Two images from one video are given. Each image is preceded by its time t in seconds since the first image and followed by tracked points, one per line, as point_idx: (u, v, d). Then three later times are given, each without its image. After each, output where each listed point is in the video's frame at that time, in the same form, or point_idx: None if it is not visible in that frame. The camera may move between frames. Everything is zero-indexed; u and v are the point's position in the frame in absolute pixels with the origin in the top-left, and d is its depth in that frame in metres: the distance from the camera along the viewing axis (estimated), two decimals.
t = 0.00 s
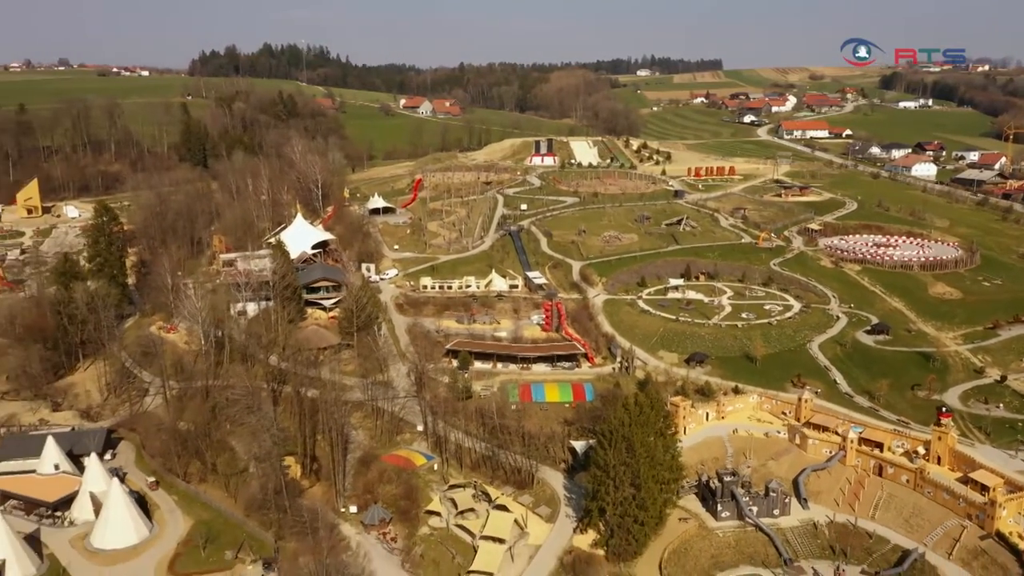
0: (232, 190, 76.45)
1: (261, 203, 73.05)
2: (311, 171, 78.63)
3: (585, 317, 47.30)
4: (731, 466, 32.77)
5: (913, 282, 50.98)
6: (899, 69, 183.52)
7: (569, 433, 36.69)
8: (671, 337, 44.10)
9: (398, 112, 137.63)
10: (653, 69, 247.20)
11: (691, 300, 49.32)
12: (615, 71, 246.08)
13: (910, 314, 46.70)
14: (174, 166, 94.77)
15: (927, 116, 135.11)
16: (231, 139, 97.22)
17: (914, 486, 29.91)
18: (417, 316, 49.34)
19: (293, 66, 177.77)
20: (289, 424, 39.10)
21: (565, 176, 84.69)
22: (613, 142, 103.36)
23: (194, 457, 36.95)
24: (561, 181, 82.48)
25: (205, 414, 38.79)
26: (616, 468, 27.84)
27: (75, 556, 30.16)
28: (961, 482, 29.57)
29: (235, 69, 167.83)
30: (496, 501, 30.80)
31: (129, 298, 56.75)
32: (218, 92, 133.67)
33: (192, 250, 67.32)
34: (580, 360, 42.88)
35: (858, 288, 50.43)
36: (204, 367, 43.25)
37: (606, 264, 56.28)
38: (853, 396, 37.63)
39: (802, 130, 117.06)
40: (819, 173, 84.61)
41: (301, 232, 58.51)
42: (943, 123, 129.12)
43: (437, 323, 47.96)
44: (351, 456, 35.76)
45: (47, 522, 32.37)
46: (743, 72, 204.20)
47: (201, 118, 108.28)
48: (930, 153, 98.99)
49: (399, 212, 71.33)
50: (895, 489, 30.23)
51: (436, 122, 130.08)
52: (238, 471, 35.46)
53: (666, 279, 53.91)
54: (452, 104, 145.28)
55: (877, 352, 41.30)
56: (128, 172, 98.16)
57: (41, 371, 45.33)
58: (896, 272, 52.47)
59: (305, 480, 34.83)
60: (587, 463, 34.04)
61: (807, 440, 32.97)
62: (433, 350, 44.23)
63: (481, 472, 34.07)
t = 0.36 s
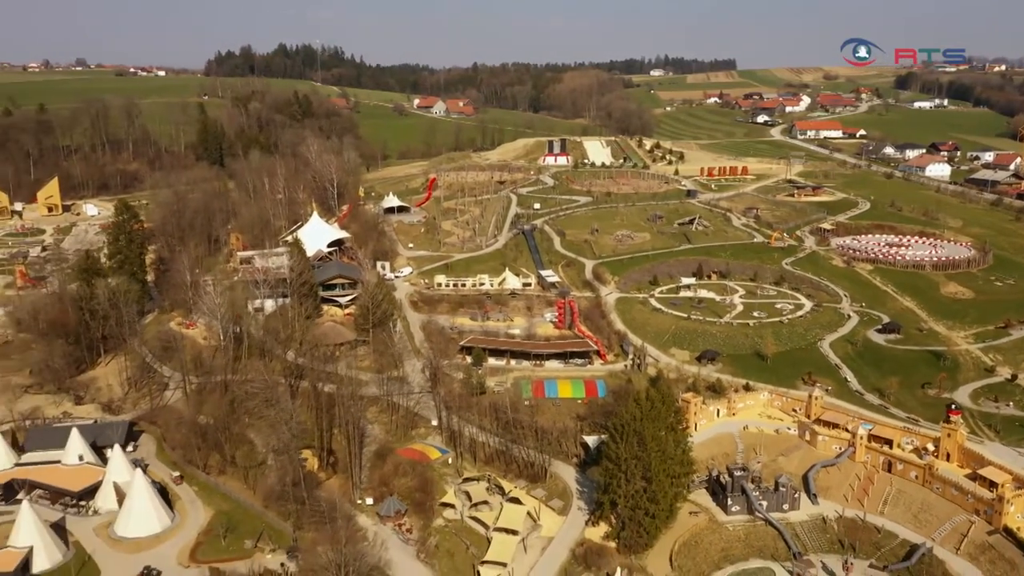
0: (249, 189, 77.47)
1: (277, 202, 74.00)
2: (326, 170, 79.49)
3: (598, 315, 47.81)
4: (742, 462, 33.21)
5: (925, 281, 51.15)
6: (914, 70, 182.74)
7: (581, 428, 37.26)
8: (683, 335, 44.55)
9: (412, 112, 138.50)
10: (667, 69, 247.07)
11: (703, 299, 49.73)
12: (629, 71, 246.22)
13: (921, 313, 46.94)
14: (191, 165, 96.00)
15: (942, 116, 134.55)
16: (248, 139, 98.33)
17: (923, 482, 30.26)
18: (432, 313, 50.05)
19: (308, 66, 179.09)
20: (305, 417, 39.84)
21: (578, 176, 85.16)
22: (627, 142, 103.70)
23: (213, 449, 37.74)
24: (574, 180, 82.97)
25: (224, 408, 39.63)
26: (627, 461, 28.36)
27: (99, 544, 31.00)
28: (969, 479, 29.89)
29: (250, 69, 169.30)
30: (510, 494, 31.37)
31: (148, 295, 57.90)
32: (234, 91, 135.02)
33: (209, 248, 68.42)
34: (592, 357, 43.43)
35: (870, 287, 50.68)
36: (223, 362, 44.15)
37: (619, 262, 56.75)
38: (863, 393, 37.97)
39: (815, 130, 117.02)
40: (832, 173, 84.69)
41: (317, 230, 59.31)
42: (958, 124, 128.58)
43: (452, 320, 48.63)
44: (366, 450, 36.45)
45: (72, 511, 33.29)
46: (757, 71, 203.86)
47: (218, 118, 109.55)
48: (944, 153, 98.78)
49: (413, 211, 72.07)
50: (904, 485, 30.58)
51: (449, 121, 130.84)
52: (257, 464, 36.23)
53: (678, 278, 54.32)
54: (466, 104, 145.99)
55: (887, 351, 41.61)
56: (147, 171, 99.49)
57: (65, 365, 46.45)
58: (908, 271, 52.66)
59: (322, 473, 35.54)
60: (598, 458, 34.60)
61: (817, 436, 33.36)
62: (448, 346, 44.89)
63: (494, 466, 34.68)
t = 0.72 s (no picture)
0: (265, 187, 78.42)
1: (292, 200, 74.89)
2: (341, 169, 80.32)
3: (610, 313, 48.30)
4: (751, 458, 33.66)
5: (937, 280, 51.32)
6: (929, 70, 181.94)
7: (593, 424, 37.79)
8: (694, 332, 44.97)
9: (425, 112, 139.30)
10: (680, 69, 246.94)
11: (715, 297, 50.11)
12: (642, 71, 246.34)
13: (932, 312, 47.16)
14: (208, 164, 97.14)
15: (957, 117, 133.99)
16: (263, 138, 99.38)
17: (931, 478, 30.59)
18: (445, 310, 50.67)
19: (322, 66, 180.37)
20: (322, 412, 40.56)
21: (591, 175, 85.61)
22: (639, 142, 104.05)
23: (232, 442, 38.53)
24: (586, 180, 83.43)
25: (243, 402, 40.43)
26: (638, 455, 28.86)
27: (122, 532, 31.81)
28: (978, 476, 30.17)
29: (265, 69, 170.76)
30: (522, 487, 31.97)
31: (167, 291, 58.88)
32: (250, 91, 136.27)
33: (226, 245, 69.40)
34: (604, 354, 43.93)
35: (881, 287, 50.89)
36: (241, 357, 44.99)
37: (631, 261, 57.20)
38: (873, 391, 38.27)
39: (829, 130, 116.93)
40: (845, 173, 84.71)
41: (332, 228, 60.04)
42: (973, 124, 128.05)
43: (465, 317, 49.25)
44: (381, 443, 37.11)
45: (96, 500, 34.15)
46: (770, 71, 203.49)
47: (234, 117, 110.75)
48: (958, 153, 98.58)
49: (427, 210, 72.76)
50: (913, 481, 30.92)
51: (463, 121, 131.50)
52: (274, 456, 36.96)
53: (690, 277, 54.69)
54: (479, 104, 146.68)
55: (898, 349, 41.88)
56: (164, 170, 100.72)
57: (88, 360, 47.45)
58: (920, 271, 52.84)
59: (338, 466, 36.22)
60: (610, 453, 35.13)
61: (827, 433, 33.74)
62: (461, 342, 45.50)
63: (507, 460, 35.25)
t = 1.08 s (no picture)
0: (280, 186, 79.35)
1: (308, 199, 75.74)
2: (356, 169, 81.12)
3: (622, 311, 48.76)
4: (761, 454, 34.08)
5: (948, 280, 51.45)
6: (944, 70, 181.08)
7: (604, 419, 38.30)
8: (705, 330, 45.43)
9: (439, 112, 140.09)
10: (693, 69, 246.68)
11: (726, 296, 50.49)
12: (655, 71, 246.37)
13: (944, 312, 47.35)
14: (223, 163, 98.26)
15: (972, 117, 133.36)
16: (278, 137, 100.38)
17: (940, 474, 30.92)
18: (459, 308, 51.32)
19: (336, 66, 181.50)
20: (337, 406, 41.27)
21: (603, 175, 86.05)
22: (652, 142, 104.34)
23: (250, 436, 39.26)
24: (599, 179, 83.86)
25: (260, 396, 41.19)
26: (649, 449, 29.36)
27: (144, 522, 32.62)
28: (986, 472, 30.48)
29: (279, 69, 172.13)
30: (535, 480, 32.53)
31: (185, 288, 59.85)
32: (265, 91, 137.47)
33: (242, 243, 70.34)
34: (616, 351, 44.44)
35: (892, 286, 51.13)
36: (258, 353, 45.79)
37: (643, 260, 57.63)
38: (883, 389, 38.61)
39: (842, 130, 116.80)
40: (858, 173, 84.69)
41: (347, 226, 60.78)
42: (988, 124, 127.45)
43: (479, 315, 49.85)
44: (396, 437, 37.76)
45: (118, 490, 35.02)
46: (783, 71, 203.06)
47: (249, 117, 111.89)
48: (972, 153, 98.30)
49: (440, 209, 73.42)
50: (921, 477, 31.26)
51: (476, 121, 132.11)
52: (291, 449, 37.68)
53: (701, 276, 55.10)
54: (491, 103, 147.28)
55: (908, 348, 42.20)
56: (180, 169, 101.94)
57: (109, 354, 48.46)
58: (931, 271, 52.99)
59: (354, 459, 36.90)
60: (621, 448, 35.66)
61: (836, 429, 34.11)
62: (475, 339, 46.14)
63: (520, 455, 35.82)
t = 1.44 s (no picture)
0: (296, 185, 80.31)
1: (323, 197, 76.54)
2: (371, 168, 81.95)
3: (634, 310, 49.25)
4: (772, 450, 34.49)
5: (961, 280, 51.59)
6: (960, 70, 180.14)
7: (617, 415, 38.83)
8: (717, 328, 45.82)
9: (452, 112, 140.84)
10: (706, 69, 246.25)
11: (738, 294, 50.89)
12: (668, 71, 246.31)
13: (956, 311, 47.53)
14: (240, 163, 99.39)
15: (988, 117, 132.70)
16: (294, 137, 101.41)
17: (949, 471, 31.24)
18: (473, 305, 51.96)
19: (350, 66, 182.63)
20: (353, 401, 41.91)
21: (616, 175, 86.44)
22: (665, 142, 104.62)
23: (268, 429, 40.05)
24: (612, 179, 84.24)
25: (278, 390, 41.95)
26: (660, 443, 29.85)
27: (166, 511, 33.45)
28: (995, 469, 30.76)
29: (294, 69, 173.52)
30: (548, 474, 33.09)
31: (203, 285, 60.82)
32: (280, 91, 138.67)
33: (259, 241, 71.25)
34: (628, 349, 44.92)
35: (904, 286, 51.33)
36: (276, 349, 46.58)
37: (655, 259, 58.06)
38: (894, 387, 38.92)
39: (856, 130, 116.60)
40: (871, 173, 84.66)
41: (363, 224, 61.53)
42: (1004, 124, 126.76)
43: (493, 312, 50.49)
44: (411, 432, 38.40)
45: (141, 481, 35.89)
46: (798, 71, 202.51)
47: (265, 117, 113.04)
48: (988, 153, 97.95)
49: (454, 208, 74.11)
50: (931, 474, 31.59)
51: (489, 121, 132.76)
52: (309, 443, 38.40)
53: (714, 275, 55.48)
54: (505, 103, 147.86)
55: (920, 346, 42.47)
56: (198, 168, 103.18)
57: (130, 349, 49.40)
58: (944, 270, 53.12)
59: (370, 453, 37.53)
60: (633, 443, 36.18)
61: (846, 426, 34.49)
62: (489, 335, 46.76)
63: (533, 449, 36.40)
